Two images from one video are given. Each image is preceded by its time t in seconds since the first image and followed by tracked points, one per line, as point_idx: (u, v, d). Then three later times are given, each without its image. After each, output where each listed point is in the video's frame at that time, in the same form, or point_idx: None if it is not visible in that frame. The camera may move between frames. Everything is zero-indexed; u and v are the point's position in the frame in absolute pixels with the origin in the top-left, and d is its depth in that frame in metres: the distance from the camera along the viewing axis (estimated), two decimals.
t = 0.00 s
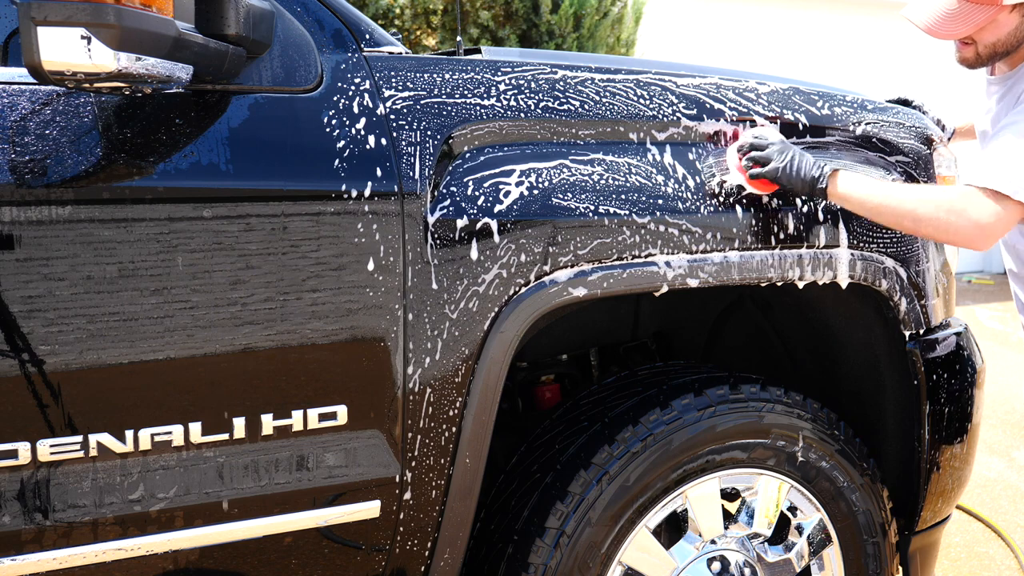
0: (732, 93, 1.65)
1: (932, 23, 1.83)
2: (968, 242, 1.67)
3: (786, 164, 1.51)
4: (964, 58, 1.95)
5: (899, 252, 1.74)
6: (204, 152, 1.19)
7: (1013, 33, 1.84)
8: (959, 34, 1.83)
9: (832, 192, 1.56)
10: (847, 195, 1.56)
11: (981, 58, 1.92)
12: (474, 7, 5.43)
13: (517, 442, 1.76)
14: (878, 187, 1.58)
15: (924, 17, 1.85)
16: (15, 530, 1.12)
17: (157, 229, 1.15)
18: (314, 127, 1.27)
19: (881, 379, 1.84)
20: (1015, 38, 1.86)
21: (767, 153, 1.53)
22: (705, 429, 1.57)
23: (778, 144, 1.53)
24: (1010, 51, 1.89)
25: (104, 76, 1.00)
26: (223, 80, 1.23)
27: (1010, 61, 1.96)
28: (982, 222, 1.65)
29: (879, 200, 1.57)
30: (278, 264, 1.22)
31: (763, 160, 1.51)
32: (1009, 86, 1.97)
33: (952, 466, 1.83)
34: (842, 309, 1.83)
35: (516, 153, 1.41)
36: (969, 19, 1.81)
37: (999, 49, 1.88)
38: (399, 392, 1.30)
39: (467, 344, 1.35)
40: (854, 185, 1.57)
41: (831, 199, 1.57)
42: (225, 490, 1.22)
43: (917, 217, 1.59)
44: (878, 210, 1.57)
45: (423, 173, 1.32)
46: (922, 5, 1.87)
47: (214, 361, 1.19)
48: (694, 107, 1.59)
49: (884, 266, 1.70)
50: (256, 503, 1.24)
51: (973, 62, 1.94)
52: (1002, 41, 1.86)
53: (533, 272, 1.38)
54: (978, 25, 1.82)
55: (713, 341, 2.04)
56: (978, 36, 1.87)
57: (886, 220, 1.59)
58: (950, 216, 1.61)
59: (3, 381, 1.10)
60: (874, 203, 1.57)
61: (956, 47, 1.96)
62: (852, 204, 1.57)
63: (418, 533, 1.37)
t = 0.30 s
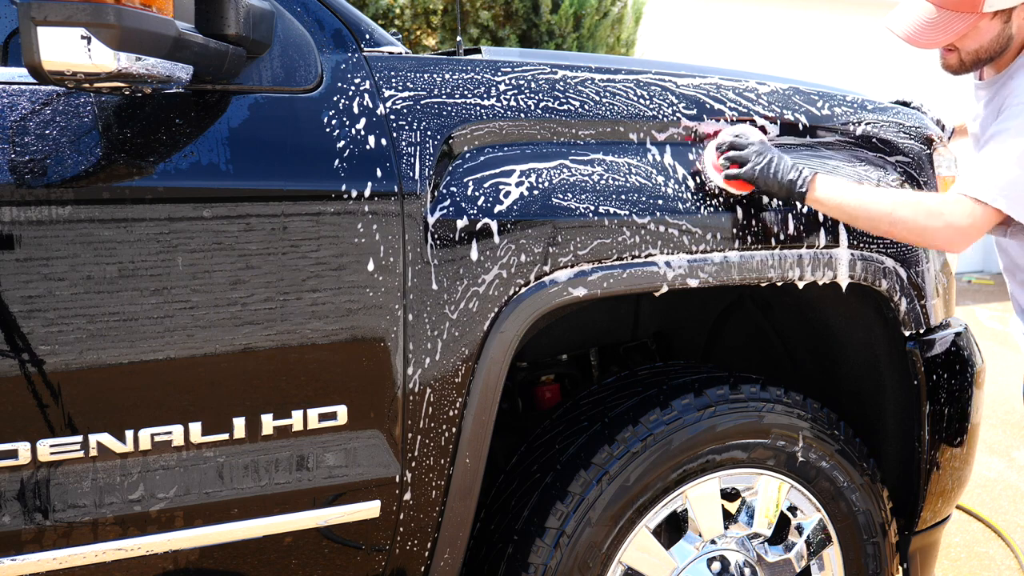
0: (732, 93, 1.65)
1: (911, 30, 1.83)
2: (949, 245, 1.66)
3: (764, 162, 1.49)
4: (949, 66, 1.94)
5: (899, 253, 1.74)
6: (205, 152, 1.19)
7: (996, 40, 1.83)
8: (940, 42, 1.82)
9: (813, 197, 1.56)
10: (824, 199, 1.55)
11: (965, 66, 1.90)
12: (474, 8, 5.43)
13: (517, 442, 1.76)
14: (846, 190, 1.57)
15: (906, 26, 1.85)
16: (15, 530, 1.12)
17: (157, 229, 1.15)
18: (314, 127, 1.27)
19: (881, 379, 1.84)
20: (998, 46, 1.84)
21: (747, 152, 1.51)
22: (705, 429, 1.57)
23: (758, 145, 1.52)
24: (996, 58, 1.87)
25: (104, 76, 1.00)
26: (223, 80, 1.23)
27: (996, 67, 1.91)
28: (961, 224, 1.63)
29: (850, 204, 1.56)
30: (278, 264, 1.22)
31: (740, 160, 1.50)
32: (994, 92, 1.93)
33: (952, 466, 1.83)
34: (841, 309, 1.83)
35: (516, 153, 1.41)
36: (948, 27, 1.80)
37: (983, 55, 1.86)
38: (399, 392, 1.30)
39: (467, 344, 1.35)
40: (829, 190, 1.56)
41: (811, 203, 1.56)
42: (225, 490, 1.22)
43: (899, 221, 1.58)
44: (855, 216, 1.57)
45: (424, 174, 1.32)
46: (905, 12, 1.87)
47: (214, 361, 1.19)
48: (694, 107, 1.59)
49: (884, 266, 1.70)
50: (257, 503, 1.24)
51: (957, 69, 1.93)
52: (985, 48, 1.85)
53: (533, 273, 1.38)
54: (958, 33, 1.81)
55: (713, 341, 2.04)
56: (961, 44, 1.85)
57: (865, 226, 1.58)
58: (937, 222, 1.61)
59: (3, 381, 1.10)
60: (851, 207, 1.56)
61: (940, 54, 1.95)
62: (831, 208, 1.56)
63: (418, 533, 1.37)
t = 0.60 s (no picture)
0: (732, 93, 1.65)
1: (902, 32, 1.87)
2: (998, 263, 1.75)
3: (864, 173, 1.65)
4: (942, 65, 2.00)
5: (899, 253, 1.74)
6: (205, 152, 1.19)
7: (987, 41, 1.88)
8: (931, 44, 1.87)
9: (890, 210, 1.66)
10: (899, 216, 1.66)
11: (958, 65, 1.96)
12: (474, 8, 5.42)
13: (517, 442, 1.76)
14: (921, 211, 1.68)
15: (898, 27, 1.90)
16: (15, 530, 1.12)
17: (157, 229, 1.15)
18: (314, 127, 1.27)
19: (881, 380, 1.84)
20: (989, 46, 1.89)
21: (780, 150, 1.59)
22: (705, 429, 1.57)
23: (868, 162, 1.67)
24: (988, 58, 1.93)
25: (104, 76, 1.00)
26: (223, 80, 1.23)
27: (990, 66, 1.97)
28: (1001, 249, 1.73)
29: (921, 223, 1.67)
30: (278, 264, 1.22)
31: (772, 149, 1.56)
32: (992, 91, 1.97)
33: (952, 466, 1.83)
34: (841, 309, 1.83)
35: (516, 153, 1.41)
36: (940, 29, 1.85)
37: (976, 56, 1.92)
38: (399, 393, 1.30)
39: (467, 344, 1.35)
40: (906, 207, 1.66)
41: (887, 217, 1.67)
42: (225, 490, 1.22)
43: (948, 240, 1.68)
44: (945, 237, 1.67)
45: (424, 174, 1.32)
46: (897, 14, 1.93)
47: (214, 361, 1.19)
48: (694, 107, 1.59)
49: (884, 266, 1.70)
50: (256, 503, 1.24)
51: (951, 69, 1.99)
52: (977, 49, 1.90)
53: (533, 273, 1.38)
54: (950, 35, 1.86)
55: (713, 341, 2.04)
56: (954, 44, 1.91)
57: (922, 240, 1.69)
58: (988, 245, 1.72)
59: (3, 381, 1.10)
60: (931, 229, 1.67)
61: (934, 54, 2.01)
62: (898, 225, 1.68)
63: (418, 533, 1.37)
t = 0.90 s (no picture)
0: (732, 93, 1.65)
1: (919, 23, 1.82)
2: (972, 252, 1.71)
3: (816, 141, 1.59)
4: (958, 56, 1.93)
5: (899, 253, 1.74)
6: (205, 152, 1.19)
7: (1005, 31, 1.81)
8: (947, 34, 1.81)
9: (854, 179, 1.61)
10: (864, 184, 1.61)
11: (974, 56, 1.89)
12: (474, 8, 5.42)
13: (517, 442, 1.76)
14: (892, 183, 1.62)
15: (914, 17, 1.84)
16: (15, 530, 1.12)
17: (157, 229, 1.15)
18: (314, 127, 1.27)
19: (881, 379, 1.84)
20: (1007, 36, 1.83)
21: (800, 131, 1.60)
22: (705, 429, 1.57)
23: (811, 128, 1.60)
24: (1005, 48, 1.86)
25: (104, 76, 0.99)
26: (223, 80, 1.23)
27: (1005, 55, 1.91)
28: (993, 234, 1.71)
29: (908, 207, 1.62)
30: (278, 264, 1.22)
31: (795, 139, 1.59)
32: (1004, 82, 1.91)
33: (952, 466, 1.83)
34: (841, 309, 1.83)
35: (516, 153, 1.41)
36: (955, 19, 1.79)
37: (993, 46, 1.85)
38: (399, 393, 1.30)
39: (467, 345, 1.35)
40: (872, 175, 1.62)
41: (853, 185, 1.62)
42: (225, 490, 1.22)
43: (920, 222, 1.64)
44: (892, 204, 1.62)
45: (424, 174, 1.31)
46: (912, 5, 1.86)
47: (213, 361, 1.19)
48: (694, 107, 1.59)
49: (884, 266, 1.70)
50: (256, 503, 1.24)
51: (966, 60, 1.92)
52: (994, 39, 1.83)
53: (533, 273, 1.38)
54: (967, 24, 1.79)
55: (713, 341, 2.04)
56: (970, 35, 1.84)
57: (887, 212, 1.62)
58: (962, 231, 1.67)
59: (3, 381, 1.10)
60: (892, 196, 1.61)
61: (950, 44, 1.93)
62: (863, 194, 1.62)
63: (418, 534, 1.37)
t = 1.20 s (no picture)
0: (732, 93, 1.65)
1: (925, 17, 1.79)
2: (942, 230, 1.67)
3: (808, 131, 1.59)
4: (964, 52, 1.91)
5: (900, 253, 1.74)
6: (205, 152, 1.19)
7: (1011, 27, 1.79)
8: (953, 28, 1.79)
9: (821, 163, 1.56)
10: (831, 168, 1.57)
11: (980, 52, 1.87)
12: (474, 8, 5.42)
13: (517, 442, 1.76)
14: (859, 165, 1.58)
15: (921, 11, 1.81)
16: (15, 530, 1.12)
17: (157, 229, 1.15)
18: (314, 127, 1.27)
19: (881, 379, 1.84)
20: (1012, 33, 1.80)
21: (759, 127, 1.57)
22: (705, 429, 1.57)
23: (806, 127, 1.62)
24: (1010, 44, 1.84)
25: (104, 76, 0.99)
26: (223, 80, 1.23)
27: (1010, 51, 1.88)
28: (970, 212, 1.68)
29: (856, 175, 1.57)
30: (278, 264, 1.22)
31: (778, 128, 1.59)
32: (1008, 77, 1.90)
33: (952, 466, 1.83)
34: (841, 309, 1.83)
35: (516, 153, 1.41)
36: (963, 13, 1.76)
37: (999, 43, 1.83)
38: (399, 393, 1.30)
39: (467, 345, 1.35)
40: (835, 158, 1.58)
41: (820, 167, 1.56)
42: (225, 490, 1.22)
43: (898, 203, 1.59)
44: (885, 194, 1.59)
45: (424, 174, 1.31)
46: None
47: (213, 361, 1.19)
48: (694, 107, 1.59)
49: (884, 266, 1.70)
50: (257, 503, 1.24)
51: (972, 55, 1.89)
52: (1000, 35, 1.81)
53: (533, 273, 1.38)
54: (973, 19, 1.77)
55: (714, 341, 2.04)
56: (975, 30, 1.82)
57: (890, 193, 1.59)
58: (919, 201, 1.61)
59: (3, 381, 1.10)
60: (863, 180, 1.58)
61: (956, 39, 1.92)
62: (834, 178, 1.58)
63: (418, 534, 1.37)
